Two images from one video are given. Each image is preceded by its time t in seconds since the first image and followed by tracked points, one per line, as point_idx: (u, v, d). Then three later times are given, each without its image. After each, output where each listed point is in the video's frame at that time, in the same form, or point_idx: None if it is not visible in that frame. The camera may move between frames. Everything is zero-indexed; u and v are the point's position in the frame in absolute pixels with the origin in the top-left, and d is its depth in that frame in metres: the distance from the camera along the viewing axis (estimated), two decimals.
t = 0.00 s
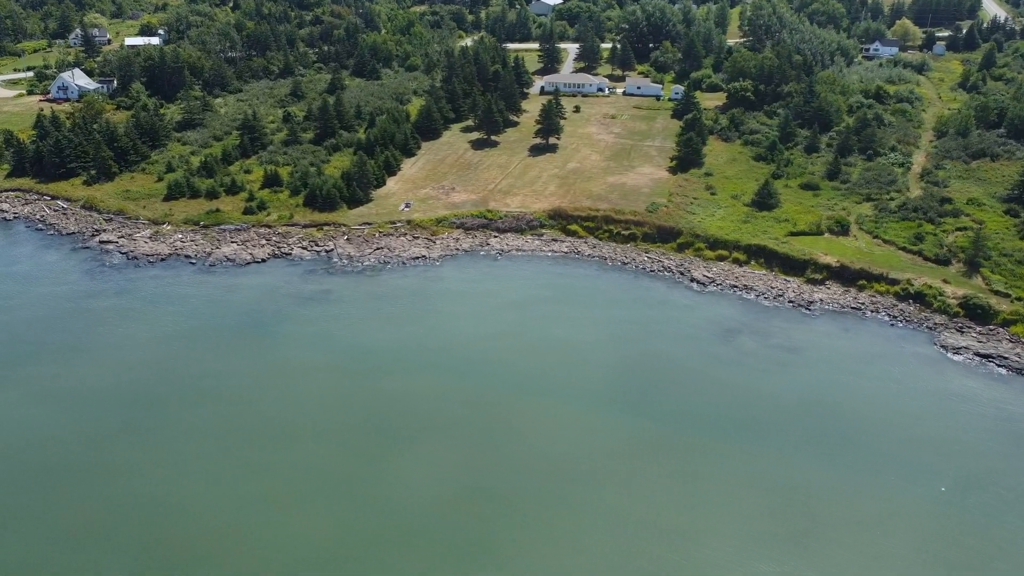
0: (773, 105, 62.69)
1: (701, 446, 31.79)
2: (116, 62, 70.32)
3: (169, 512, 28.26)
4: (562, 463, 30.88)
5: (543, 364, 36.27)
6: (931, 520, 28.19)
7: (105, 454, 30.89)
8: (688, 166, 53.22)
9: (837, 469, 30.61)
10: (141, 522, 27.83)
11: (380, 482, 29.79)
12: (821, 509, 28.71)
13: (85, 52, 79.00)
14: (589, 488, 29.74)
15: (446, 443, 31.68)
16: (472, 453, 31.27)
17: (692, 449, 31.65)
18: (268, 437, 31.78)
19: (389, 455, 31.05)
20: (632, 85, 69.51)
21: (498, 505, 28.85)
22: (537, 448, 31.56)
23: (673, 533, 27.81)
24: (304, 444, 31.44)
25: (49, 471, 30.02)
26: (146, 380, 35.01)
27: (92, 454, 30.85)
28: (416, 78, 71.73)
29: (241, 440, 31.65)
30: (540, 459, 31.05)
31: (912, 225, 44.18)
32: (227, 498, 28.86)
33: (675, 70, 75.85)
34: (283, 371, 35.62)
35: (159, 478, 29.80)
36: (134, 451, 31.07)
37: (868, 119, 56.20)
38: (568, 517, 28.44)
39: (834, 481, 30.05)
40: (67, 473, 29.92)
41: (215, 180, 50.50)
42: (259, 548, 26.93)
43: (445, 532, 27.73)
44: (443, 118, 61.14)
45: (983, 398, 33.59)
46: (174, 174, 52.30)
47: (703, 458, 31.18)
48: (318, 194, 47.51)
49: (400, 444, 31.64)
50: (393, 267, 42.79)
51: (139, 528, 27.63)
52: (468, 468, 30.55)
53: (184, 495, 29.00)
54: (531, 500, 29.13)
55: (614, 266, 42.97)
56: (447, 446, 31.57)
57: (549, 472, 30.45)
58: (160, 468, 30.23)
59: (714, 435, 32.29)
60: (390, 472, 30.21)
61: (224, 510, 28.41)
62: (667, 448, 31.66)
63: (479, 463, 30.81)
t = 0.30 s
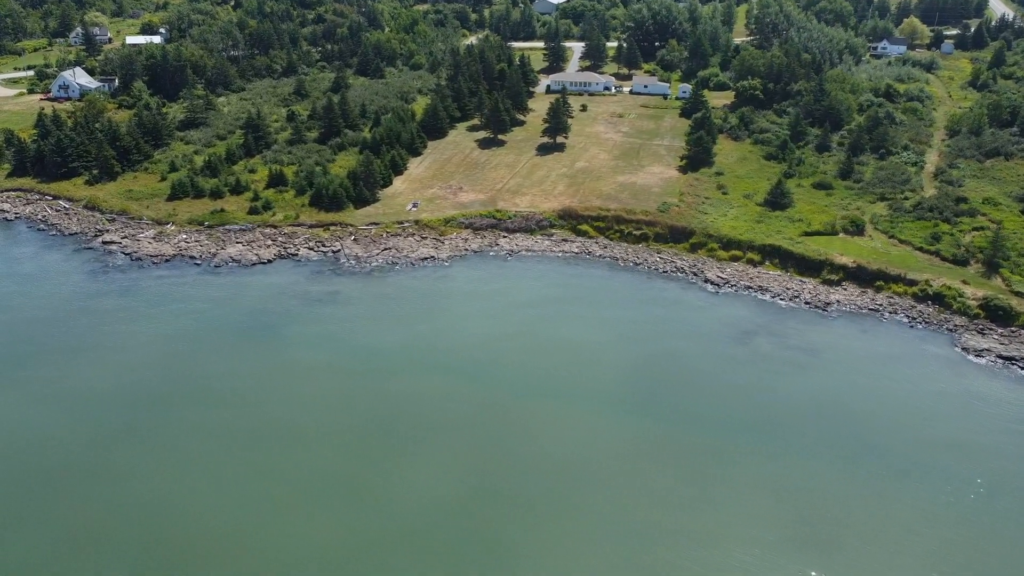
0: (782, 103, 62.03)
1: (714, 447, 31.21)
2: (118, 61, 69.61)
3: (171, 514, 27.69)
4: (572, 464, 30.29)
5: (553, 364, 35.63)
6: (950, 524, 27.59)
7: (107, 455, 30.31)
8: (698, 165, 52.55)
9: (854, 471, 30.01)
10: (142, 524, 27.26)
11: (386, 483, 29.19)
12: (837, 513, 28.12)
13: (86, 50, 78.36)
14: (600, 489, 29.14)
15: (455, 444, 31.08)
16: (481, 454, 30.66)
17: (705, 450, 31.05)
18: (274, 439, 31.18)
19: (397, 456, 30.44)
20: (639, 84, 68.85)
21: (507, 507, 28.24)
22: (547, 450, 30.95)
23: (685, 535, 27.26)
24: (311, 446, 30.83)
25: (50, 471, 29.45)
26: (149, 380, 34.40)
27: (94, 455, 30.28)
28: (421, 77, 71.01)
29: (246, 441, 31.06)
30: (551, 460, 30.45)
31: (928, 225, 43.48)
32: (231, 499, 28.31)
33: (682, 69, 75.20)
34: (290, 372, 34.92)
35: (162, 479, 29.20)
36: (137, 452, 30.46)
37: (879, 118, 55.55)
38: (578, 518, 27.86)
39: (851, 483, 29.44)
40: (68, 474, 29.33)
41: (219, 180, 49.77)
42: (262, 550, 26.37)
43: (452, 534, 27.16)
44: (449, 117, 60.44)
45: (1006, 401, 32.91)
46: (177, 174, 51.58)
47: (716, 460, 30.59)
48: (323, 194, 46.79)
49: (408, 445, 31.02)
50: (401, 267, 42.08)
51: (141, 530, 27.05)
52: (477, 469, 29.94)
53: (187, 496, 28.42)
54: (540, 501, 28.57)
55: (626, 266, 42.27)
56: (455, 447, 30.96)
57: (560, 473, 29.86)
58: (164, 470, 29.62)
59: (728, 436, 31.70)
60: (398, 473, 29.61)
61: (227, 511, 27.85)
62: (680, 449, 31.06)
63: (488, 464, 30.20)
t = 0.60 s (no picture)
0: (792, 102, 61.36)
1: (731, 449, 30.58)
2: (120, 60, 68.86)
3: (176, 519, 27.09)
4: (586, 467, 29.66)
5: (566, 366, 34.97)
6: (974, 530, 26.98)
7: (111, 459, 29.68)
8: (709, 164, 51.88)
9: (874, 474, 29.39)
10: (147, 530, 26.68)
11: (397, 486, 28.58)
12: (858, 517, 27.52)
13: (87, 49, 77.63)
14: (615, 493, 28.50)
15: (467, 447, 30.44)
16: (494, 457, 30.01)
17: (721, 453, 30.41)
18: (282, 442, 30.52)
19: (408, 458, 29.80)
20: (646, 82, 68.17)
21: (519, 511, 27.63)
22: (560, 452, 30.32)
23: (701, 539, 26.67)
24: (319, 448, 30.20)
25: (53, 476, 28.83)
26: (153, 381, 33.72)
27: (98, 458, 29.65)
28: (425, 75, 70.27)
29: (253, 444, 30.42)
30: (564, 463, 29.83)
31: (945, 225, 42.79)
32: (237, 503, 27.72)
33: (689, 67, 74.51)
34: (298, 374, 34.22)
35: (167, 483, 28.57)
36: (141, 456, 29.83)
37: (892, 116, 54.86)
38: (592, 522, 27.25)
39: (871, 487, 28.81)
40: (71, 479, 28.71)
41: (223, 179, 49.04)
42: (270, 556, 25.79)
43: (464, 539, 26.57)
44: (455, 115, 59.72)
45: None
46: (181, 173, 50.87)
47: (734, 463, 29.96)
48: (330, 194, 46.07)
49: (419, 447, 30.37)
50: (409, 268, 41.37)
51: (146, 536, 26.45)
52: (490, 472, 29.33)
53: (193, 501, 27.82)
54: (553, 505, 27.97)
55: (638, 266, 41.57)
56: (467, 450, 30.32)
57: (574, 476, 29.24)
58: (170, 474, 28.99)
59: (745, 439, 31.06)
60: (408, 477, 28.97)
61: (234, 516, 27.25)
62: (697, 452, 30.42)
63: (501, 467, 29.57)
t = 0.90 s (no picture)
0: (802, 100, 60.66)
1: (750, 453, 29.90)
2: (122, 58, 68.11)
3: (184, 526, 26.38)
4: (603, 471, 28.98)
5: (580, 368, 34.28)
6: (1003, 537, 26.32)
7: (117, 463, 28.98)
8: (719, 163, 51.21)
9: (898, 479, 28.72)
10: (154, 537, 25.98)
11: (410, 491, 27.90)
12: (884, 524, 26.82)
13: (88, 47, 76.86)
14: (634, 498, 27.82)
15: (481, 451, 29.76)
16: (509, 462, 29.33)
17: (741, 457, 29.72)
18: (292, 446, 29.83)
19: (420, 463, 29.12)
20: (653, 81, 67.45)
21: (536, 517, 26.97)
22: (576, 457, 29.62)
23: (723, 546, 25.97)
24: (330, 453, 29.51)
25: (57, 481, 28.12)
26: (159, 384, 33.02)
27: (103, 463, 28.93)
28: (431, 73, 69.55)
29: (262, 449, 29.71)
30: (581, 468, 29.14)
31: (962, 224, 42.09)
32: (247, 509, 27.03)
33: (697, 66, 73.78)
34: (307, 377, 33.50)
35: (173, 485, 28.02)
36: (147, 460, 29.11)
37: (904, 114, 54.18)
38: (611, 529, 26.55)
39: (896, 492, 28.12)
40: (76, 483, 28.01)
41: (228, 178, 48.33)
42: (281, 563, 25.07)
43: (480, 546, 25.88)
44: (461, 114, 59.04)
45: None
46: (185, 172, 50.15)
47: (754, 467, 29.27)
48: (337, 193, 45.36)
49: (432, 452, 29.67)
50: (419, 268, 40.67)
51: (154, 543, 25.74)
52: (505, 477, 28.64)
53: (201, 507, 27.12)
54: (570, 510, 27.28)
55: (651, 267, 40.86)
56: (482, 454, 29.63)
57: (591, 481, 28.55)
58: (177, 479, 28.28)
59: (766, 444, 30.38)
60: (421, 482, 28.28)
61: (243, 521, 26.55)
62: (716, 457, 29.73)
63: (516, 472, 28.87)
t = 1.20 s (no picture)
0: (812, 98, 59.97)
1: (771, 457, 29.20)
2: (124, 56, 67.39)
3: (191, 530, 25.70)
4: (620, 475, 28.28)
5: (594, 370, 33.58)
6: None
7: (123, 466, 28.27)
8: (731, 161, 50.51)
9: (924, 482, 28.03)
10: (161, 542, 25.26)
11: (424, 495, 27.16)
12: (912, 530, 26.14)
13: (89, 45, 76.11)
14: (651, 501, 27.16)
15: (494, 454, 29.05)
16: (523, 466, 28.62)
17: (761, 461, 29.05)
18: (301, 450, 29.08)
19: (433, 467, 28.38)
20: (661, 79, 66.75)
21: (553, 523, 26.27)
22: (593, 461, 28.91)
23: (746, 552, 25.24)
24: (339, 454, 28.91)
25: (61, 484, 27.39)
26: (165, 385, 32.30)
27: (108, 467, 28.21)
28: (436, 72, 68.81)
29: (271, 453, 28.98)
30: (598, 472, 28.42)
31: (980, 224, 41.41)
32: (256, 514, 26.32)
33: (704, 64, 73.09)
34: (316, 379, 32.77)
35: (180, 487, 27.39)
36: (153, 461, 28.49)
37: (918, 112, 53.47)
38: (630, 534, 25.84)
39: (923, 496, 27.39)
40: (81, 487, 27.29)
41: (233, 177, 47.60)
42: (293, 571, 24.35)
43: (496, 552, 25.14)
44: (468, 112, 58.33)
45: None
46: (189, 171, 49.44)
47: (775, 471, 28.59)
48: (344, 192, 44.64)
49: (445, 455, 28.98)
50: (428, 269, 39.94)
51: (162, 549, 25.02)
52: (519, 482, 27.92)
53: (209, 512, 26.39)
54: (589, 515, 26.58)
55: (665, 267, 40.16)
56: (495, 457, 28.92)
57: (608, 485, 27.85)
58: (184, 483, 27.53)
59: (787, 448, 29.67)
60: (435, 487, 27.54)
61: (252, 526, 25.86)
62: (736, 461, 29.02)
63: (532, 476, 28.17)
